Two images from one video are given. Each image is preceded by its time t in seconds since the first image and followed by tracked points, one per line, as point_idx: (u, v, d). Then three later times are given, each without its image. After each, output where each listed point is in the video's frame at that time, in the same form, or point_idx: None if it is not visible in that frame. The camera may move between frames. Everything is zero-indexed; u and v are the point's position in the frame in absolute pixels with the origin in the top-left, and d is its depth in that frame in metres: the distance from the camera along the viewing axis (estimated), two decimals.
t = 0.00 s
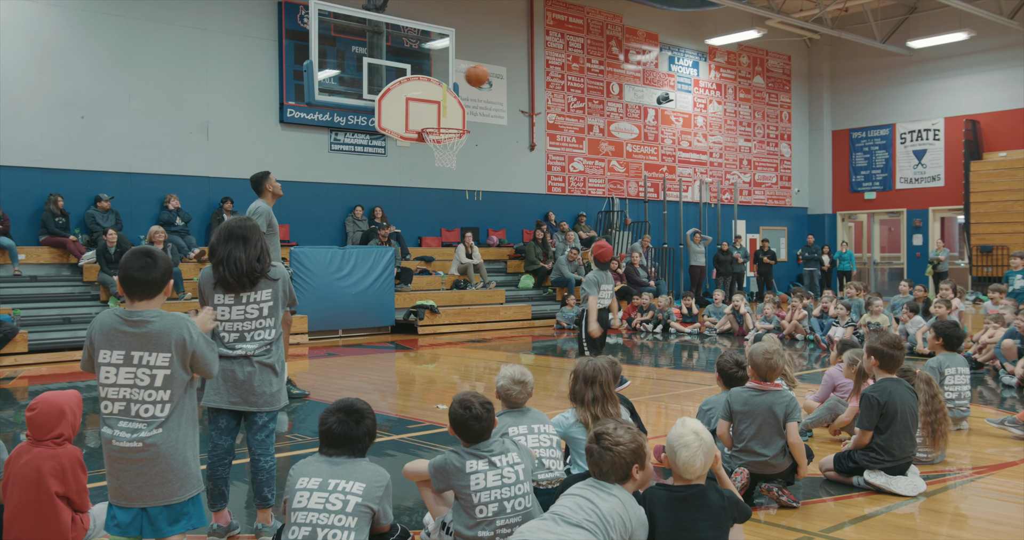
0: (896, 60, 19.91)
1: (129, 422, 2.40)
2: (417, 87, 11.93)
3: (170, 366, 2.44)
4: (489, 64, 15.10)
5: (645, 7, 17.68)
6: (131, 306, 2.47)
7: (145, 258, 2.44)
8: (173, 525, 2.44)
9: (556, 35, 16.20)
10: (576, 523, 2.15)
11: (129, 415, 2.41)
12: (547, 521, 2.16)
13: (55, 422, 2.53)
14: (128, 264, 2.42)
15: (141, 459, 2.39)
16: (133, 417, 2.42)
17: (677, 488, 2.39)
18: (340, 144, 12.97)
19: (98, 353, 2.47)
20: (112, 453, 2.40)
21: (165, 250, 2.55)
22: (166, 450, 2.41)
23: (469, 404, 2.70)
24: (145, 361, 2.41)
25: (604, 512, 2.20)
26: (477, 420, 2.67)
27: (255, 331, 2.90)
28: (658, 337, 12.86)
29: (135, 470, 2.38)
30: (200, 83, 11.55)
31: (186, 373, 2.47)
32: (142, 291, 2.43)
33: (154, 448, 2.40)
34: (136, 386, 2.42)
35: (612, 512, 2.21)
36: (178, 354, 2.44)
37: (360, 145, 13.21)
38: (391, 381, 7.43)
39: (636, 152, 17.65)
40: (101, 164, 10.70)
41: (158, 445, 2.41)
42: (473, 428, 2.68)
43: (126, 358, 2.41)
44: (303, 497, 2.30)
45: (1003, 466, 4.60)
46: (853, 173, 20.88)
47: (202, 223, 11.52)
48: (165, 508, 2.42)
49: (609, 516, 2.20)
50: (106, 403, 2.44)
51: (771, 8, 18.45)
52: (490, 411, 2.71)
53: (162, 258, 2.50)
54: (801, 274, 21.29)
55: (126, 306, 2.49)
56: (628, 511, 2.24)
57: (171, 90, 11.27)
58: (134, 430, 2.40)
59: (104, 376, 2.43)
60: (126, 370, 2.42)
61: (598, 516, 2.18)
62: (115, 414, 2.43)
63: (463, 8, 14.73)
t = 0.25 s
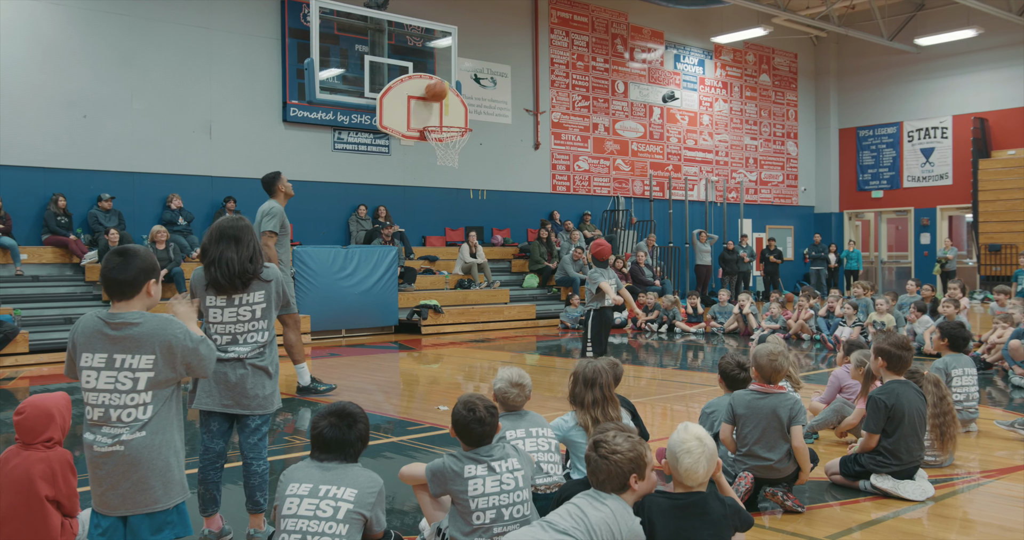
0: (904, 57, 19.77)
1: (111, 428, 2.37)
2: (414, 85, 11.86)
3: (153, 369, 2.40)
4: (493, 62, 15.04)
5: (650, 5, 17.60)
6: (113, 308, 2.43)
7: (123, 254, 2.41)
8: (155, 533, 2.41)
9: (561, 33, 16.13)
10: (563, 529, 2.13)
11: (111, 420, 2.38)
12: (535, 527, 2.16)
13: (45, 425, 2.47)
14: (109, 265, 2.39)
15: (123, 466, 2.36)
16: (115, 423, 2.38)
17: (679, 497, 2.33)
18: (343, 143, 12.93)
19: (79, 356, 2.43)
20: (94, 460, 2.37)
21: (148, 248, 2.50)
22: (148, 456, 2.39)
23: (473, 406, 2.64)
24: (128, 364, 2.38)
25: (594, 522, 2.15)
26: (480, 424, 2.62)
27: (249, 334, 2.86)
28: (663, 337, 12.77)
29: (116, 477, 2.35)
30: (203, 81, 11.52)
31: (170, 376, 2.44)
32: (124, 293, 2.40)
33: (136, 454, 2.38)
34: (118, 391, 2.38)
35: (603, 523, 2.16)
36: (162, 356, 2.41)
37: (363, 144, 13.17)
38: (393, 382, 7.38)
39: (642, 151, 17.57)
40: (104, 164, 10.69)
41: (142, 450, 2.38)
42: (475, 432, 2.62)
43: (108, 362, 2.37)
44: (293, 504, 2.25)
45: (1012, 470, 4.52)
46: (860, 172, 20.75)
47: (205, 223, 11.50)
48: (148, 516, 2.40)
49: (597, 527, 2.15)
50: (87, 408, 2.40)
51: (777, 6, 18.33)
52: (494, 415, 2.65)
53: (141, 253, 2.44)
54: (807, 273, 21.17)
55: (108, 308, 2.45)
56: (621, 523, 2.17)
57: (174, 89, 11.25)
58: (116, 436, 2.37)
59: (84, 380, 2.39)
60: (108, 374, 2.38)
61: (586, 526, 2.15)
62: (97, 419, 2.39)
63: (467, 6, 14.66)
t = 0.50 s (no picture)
0: (911, 57, 19.63)
1: (94, 432, 2.33)
2: (417, 84, 11.81)
3: (138, 373, 2.36)
4: (498, 61, 14.99)
5: (656, 4, 17.52)
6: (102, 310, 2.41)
7: (108, 257, 2.37)
8: None
9: (566, 33, 16.06)
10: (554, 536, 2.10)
11: (95, 425, 2.34)
12: (528, 534, 2.14)
13: (32, 430, 2.43)
14: (97, 266, 2.37)
15: (105, 474, 2.31)
16: (99, 427, 2.34)
17: (681, 505, 2.28)
18: (347, 143, 12.90)
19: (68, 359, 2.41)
20: (77, 465, 2.33)
21: (137, 251, 2.46)
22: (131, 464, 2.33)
23: (472, 411, 2.58)
24: (113, 367, 2.34)
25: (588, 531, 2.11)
26: (479, 429, 2.55)
27: (242, 338, 2.84)
28: (669, 338, 12.69)
29: (98, 484, 2.30)
30: (206, 81, 11.51)
31: (156, 381, 2.40)
32: (111, 295, 2.37)
33: (119, 462, 2.32)
34: (102, 394, 2.34)
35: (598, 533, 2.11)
36: (148, 360, 2.37)
37: (367, 144, 13.13)
38: (395, 383, 7.32)
39: (647, 151, 17.49)
40: (107, 163, 10.68)
41: (125, 458, 2.33)
42: (474, 437, 2.56)
43: (94, 364, 2.34)
44: (283, 512, 2.21)
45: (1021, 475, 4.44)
46: (868, 172, 20.63)
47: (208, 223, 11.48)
48: (130, 527, 2.33)
49: (589, 536, 2.10)
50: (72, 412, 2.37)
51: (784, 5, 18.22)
52: (494, 420, 2.59)
53: (129, 256, 2.41)
54: (814, 274, 21.05)
55: (98, 311, 2.43)
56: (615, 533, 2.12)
57: (177, 89, 11.23)
58: (99, 441, 2.33)
59: (73, 383, 2.38)
60: (94, 376, 2.35)
61: (578, 535, 2.11)
62: (83, 423, 2.36)
63: (472, 5, 14.61)
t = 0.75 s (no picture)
0: (920, 58, 19.51)
1: (90, 438, 2.29)
2: (421, 84, 11.75)
3: (135, 378, 2.32)
4: (505, 62, 14.95)
5: (664, 5, 17.46)
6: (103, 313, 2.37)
7: (107, 259, 2.33)
8: None
9: (573, 33, 16.01)
10: None
11: (92, 430, 2.30)
12: None
13: (23, 433, 2.39)
14: (96, 268, 2.33)
15: (100, 482, 2.26)
16: (95, 433, 2.30)
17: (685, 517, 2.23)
18: (353, 143, 12.88)
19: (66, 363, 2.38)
20: (73, 472, 2.29)
21: (136, 253, 2.42)
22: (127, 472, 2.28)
23: (472, 416, 2.53)
24: (111, 371, 2.31)
25: None
26: (479, 434, 2.51)
27: (238, 341, 2.80)
28: (675, 340, 12.60)
29: (94, 492, 2.26)
30: (212, 81, 11.51)
31: (153, 386, 2.35)
32: (110, 298, 2.33)
33: (115, 469, 2.28)
34: (100, 398, 2.31)
35: None
36: (145, 364, 2.32)
37: (373, 145, 13.11)
38: (399, 385, 7.28)
39: (654, 152, 17.40)
40: (112, 163, 10.68)
41: (121, 465, 2.28)
42: (475, 443, 2.52)
43: (92, 368, 2.31)
44: (277, 520, 2.18)
45: None
46: (876, 174, 20.49)
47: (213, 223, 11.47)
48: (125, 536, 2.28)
49: None
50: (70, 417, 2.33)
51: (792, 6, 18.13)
52: (493, 425, 2.54)
53: (127, 259, 2.36)
54: (822, 276, 20.92)
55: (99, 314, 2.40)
56: None
57: (182, 89, 11.23)
58: (95, 447, 2.28)
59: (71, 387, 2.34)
60: (92, 380, 2.31)
61: None
62: (79, 428, 2.32)
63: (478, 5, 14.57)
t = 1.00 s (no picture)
0: (933, 58, 19.31)
1: (87, 440, 2.23)
2: (433, 81, 11.69)
3: (135, 381, 2.25)
4: (514, 60, 14.87)
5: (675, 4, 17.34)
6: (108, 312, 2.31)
7: (113, 257, 2.28)
8: None
9: (583, 32, 15.92)
10: None
11: (89, 432, 2.24)
12: None
13: (17, 433, 2.37)
14: (101, 266, 2.26)
15: (95, 487, 2.20)
16: (93, 435, 2.24)
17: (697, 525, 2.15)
18: (361, 142, 12.83)
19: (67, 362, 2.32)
20: (67, 474, 2.23)
21: (141, 250, 2.36)
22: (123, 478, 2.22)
23: (473, 419, 2.48)
24: (111, 372, 2.24)
25: None
26: (482, 436, 2.45)
27: (238, 343, 2.75)
28: (684, 342, 12.49)
29: (87, 497, 2.20)
30: (220, 79, 11.49)
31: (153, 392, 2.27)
32: (113, 296, 2.26)
33: (110, 474, 2.22)
34: (100, 399, 2.25)
35: None
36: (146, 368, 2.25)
37: (381, 143, 13.06)
38: (407, 385, 7.23)
39: (664, 152, 17.29)
40: (121, 161, 10.67)
41: (116, 471, 2.22)
42: (478, 445, 2.45)
43: (93, 368, 2.25)
44: (274, 525, 2.11)
45: None
46: (888, 175, 20.31)
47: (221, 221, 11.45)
48: None
49: None
50: (67, 417, 2.28)
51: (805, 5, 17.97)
52: (496, 428, 2.48)
53: (133, 257, 2.31)
54: (832, 278, 20.75)
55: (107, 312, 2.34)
56: None
57: (191, 86, 11.22)
58: (92, 451, 2.23)
59: (71, 385, 2.28)
60: (92, 380, 2.25)
61: None
62: (76, 429, 2.26)
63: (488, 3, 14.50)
